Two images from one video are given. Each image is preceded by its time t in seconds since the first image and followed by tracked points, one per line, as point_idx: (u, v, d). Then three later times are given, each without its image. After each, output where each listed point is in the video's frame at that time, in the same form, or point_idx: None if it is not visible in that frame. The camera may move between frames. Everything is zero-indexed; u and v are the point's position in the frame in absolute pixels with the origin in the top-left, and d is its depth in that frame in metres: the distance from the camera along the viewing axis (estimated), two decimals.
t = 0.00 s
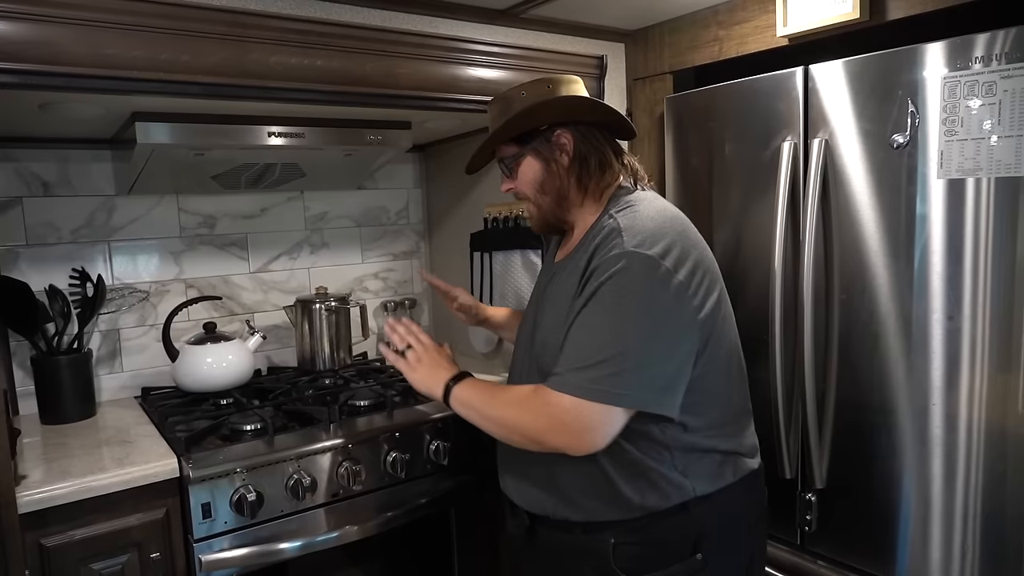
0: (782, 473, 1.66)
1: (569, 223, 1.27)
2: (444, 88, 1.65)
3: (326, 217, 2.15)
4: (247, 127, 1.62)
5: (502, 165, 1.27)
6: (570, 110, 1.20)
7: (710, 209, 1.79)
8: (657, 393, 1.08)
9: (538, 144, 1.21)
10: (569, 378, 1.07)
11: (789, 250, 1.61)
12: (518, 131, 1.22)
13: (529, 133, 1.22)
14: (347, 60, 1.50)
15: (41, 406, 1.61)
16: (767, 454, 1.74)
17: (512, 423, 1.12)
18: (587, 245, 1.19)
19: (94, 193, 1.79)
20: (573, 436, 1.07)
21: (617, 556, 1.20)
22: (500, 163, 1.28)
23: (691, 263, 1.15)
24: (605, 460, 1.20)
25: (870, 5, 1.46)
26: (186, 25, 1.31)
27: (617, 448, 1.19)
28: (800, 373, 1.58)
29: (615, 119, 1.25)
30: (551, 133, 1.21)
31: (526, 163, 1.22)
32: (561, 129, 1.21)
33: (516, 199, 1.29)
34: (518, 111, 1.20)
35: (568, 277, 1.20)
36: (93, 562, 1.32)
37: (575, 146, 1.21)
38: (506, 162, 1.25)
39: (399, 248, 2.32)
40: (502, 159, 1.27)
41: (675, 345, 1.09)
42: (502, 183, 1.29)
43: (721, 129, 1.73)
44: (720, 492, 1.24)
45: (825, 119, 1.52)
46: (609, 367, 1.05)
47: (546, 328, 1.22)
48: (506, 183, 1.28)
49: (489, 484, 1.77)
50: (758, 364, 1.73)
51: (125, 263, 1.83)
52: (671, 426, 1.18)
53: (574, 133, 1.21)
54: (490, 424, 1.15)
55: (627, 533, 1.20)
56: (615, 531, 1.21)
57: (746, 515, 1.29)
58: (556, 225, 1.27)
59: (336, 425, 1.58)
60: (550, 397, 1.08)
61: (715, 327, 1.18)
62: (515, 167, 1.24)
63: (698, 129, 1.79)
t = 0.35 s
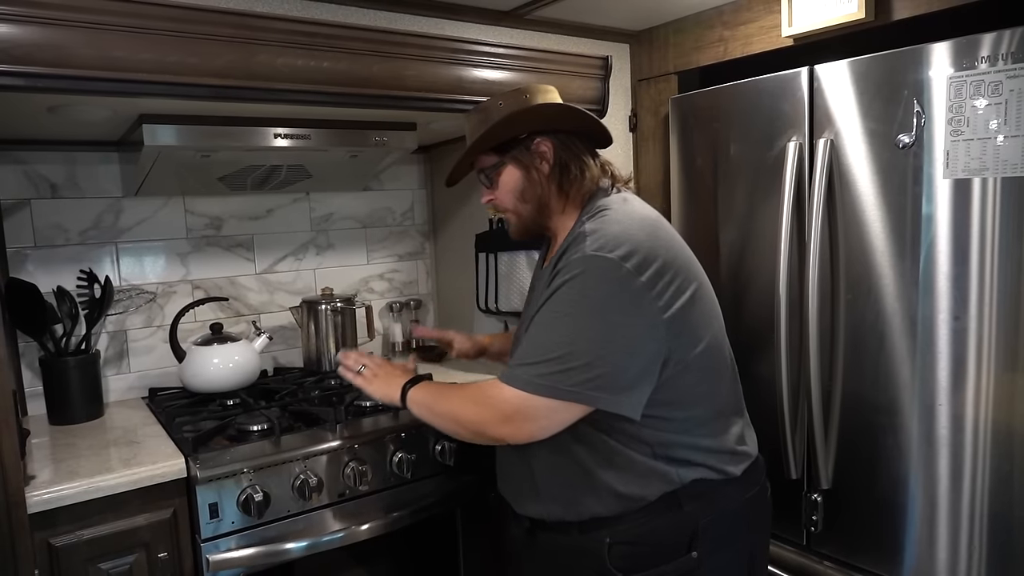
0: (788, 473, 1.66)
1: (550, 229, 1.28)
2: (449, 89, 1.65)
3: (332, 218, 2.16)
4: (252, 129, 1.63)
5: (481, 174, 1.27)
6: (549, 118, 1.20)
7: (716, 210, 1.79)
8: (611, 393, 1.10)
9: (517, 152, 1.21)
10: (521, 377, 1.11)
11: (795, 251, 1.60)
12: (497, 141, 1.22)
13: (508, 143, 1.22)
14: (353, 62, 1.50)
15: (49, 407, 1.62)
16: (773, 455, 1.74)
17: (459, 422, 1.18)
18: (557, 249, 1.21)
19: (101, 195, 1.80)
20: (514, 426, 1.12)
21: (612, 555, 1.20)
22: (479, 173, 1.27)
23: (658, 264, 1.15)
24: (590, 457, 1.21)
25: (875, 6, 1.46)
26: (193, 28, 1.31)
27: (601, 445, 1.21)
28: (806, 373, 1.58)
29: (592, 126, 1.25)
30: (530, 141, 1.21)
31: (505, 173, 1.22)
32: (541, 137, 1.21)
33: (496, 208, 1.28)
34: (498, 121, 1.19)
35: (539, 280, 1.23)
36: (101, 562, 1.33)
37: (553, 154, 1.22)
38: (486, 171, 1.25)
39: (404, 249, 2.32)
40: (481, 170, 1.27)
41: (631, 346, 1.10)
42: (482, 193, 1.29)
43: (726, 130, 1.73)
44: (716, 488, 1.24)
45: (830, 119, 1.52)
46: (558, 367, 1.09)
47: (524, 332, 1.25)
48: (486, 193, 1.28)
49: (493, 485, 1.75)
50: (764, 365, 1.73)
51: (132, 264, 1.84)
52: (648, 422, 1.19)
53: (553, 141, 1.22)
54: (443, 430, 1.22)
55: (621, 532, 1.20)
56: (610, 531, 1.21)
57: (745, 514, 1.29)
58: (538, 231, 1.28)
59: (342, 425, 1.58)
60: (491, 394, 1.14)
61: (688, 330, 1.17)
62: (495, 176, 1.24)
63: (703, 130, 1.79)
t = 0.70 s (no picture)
0: (794, 473, 1.66)
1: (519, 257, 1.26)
2: (455, 89, 1.65)
3: (338, 218, 2.16)
4: (259, 129, 1.63)
5: (436, 221, 1.26)
6: (485, 151, 1.36)
7: (722, 209, 1.79)
8: (568, 398, 1.11)
9: (473, 182, 1.26)
10: (478, 399, 1.13)
11: (801, 250, 1.60)
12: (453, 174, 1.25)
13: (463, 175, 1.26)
14: (359, 61, 1.51)
15: (57, 406, 1.63)
16: (780, 454, 1.74)
17: (437, 446, 1.23)
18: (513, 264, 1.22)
19: (109, 195, 1.80)
20: (481, 446, 1.15)
21: (625, 556, 1.19)
22: (433, 221, 1.26)
23: (607, 266, 1.13)
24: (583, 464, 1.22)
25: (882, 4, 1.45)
26: (200, 28, 1.32)
27: (588, 448, 1.22)
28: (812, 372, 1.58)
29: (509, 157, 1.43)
30: (482, 172, 1.28)
31: (466, 205, 1.23)
32: (489, 170, 1.28)
33: (456, 253, 1.25)
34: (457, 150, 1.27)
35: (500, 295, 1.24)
36: (109, 560, 1.33)
37: (505, 182, 1.27)
38: (442, 213, 1.25)
39: (410, 249, 2.32)
40: (436, 211, 1.26)
41: (582, 351, 1.10)
42: (436, 242, 1.26)
43: (732, 128, 1.73)
44: (716, 475, 1.26)
45: (837, 118, 1.52)
46: (511, 384, 1.10)
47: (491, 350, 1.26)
48: (443, 239, 1.25)
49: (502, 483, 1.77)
50: (770, 364, 1.73)
51: (139, 264, 1.85)
52: (622, 424, 1.19)
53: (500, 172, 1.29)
54: (425, 451, 1.27)
55: (633, 532, 1.19)
56: (621, 531, 1.20)
57: (748, 500, 1.29)
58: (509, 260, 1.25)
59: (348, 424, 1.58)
60: (458, 417, 1.18)
61: (646, 326, 1.15)
62: (453, 215, 1.24)
63: (709, 129, 1.79)
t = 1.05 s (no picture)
0: (797, 474, 1.65)
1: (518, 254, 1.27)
2: (458, 89, 1.65)
3: (341, 218, 2.16)
4: (262, 130, 1.64)
5: (438, 215, 1.27)
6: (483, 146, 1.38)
7: (725, 211, 1.79)
8: (566, 392, 1.10)
9: (477, 178, 1.27)
10: (477, 392, 1.13)
11: (804, 251, 1.60)
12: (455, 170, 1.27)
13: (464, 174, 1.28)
14: (363, 62, 1.51)
15: (60, 406, 1.64)
16: (782, 455, 1.73)
17: (438, 443, 1.23)
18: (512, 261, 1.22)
19: (112, 195, 1.81)
20: (481, 442, 1.15)
21: (637, 557, 1.19)
22: (435, 214, 1.27)
23: (607, 261, 1.14)
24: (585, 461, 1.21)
25: (886, 5, 1.45)
26: (204, 29, 1.32)
27: (588, 446, 1.21)
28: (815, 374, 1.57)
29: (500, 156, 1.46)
30: (484, 170, 1.30)
31: (469, 200, 1.25)
32: (489, 170, 1.29)
33: (456, 247, 1.25)
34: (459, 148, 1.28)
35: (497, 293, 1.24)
36: (113, 560, 1.33)
37: (507, 183, 1.29)
38: (446, 206, 1.26)
39: (412, 249, 2.32)
40: (438, 206, 1.27)
41: (581, 344, 1.10)
42: (437, 236, 1.27)
43: (735, 129, 1.73)
44: (719, 473, 1.26)
45: (840, 119, 1.52)
46: (509, 377, 1.10)
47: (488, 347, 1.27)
48: (444, 232, 1.26)
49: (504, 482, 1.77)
50: (773, 365, 1.72)
51: (142, 265, 1.85)
52: (623, 421, 1.19)
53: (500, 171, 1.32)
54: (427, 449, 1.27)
55: (643, 534, 1.20)
56: (632, 535, 1.20)
57: (756, 499, 1.30)
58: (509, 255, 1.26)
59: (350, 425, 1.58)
60: (459, 413, 1.18)
61: (646, 323, 1.15)
62: (456, 208, 1.26)
63: (712, 129, 1.79)
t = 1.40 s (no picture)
0: (797, 475, 1.65)
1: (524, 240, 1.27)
2: (458, 89, 1.64)
3: (341, 218, 2.15)
4: (262, 129, 1.63)
5: (457, 185, 1.30)
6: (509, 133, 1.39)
7: (725, 211, 1.79)
8: (568, 384, 1.10)
9: (501, 162, 1.28)
10: (481, 375, 1.14)
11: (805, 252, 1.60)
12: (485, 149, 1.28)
13: (494, 154, 1.29)
14: (363, 62, 1.50)
15: (59, 406, 1.63)
16: (782, 456, 1.73)
17: (438, 430, 1.23)
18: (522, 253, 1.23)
19: (111, 195, 1.80)
20: (480, 426, 1.15)
21: (651, 558, 1.19)
22: (455, 185, 1.31)
23: (620, 256, 1.14)
24: (594, 454, 1.21)
25: (887, 6, 1.45)
26: (204, 28, 1.32)
27: (596, 439, 1.21)
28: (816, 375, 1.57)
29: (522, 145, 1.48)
30: (511, 157, 1.30)
31: (492, 178, 1.27)
32: (523, 157, 1.30)
33: (468, 218, 1.28)
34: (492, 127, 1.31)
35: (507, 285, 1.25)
36: (112, 560, 1.33)
37: (534, 172, 1.30)
38: (468, 178, 1.29)
39: (412, 249, 2.31)
40: (460, 178, 1.30)
41: (588, 336, 1.10)
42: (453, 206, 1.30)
43: (735, 130, 1.73)
44: (730, 473, 1.25)
45: (841, 120, 1.52)
46: (512, 362, 1.10)
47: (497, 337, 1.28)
48: (460, 203, 1.29)
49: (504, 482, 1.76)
50: (773, 366, 1.72)
51: (141, 264, 1.85)
52: (630, 416, 1.19)
53: (529, 160, 1.32)
54: (426, 437, 1.27)
55: (657, 534, 1.19)
56: (646, 535, 1.19)
57: (769, 499, 1.30)
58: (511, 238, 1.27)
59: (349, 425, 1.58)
60: (459, 398, 1.18)
61: (655, 321, 1.15)
62: (477, 184, 1.28)
63: (713, 130, 1.78)
